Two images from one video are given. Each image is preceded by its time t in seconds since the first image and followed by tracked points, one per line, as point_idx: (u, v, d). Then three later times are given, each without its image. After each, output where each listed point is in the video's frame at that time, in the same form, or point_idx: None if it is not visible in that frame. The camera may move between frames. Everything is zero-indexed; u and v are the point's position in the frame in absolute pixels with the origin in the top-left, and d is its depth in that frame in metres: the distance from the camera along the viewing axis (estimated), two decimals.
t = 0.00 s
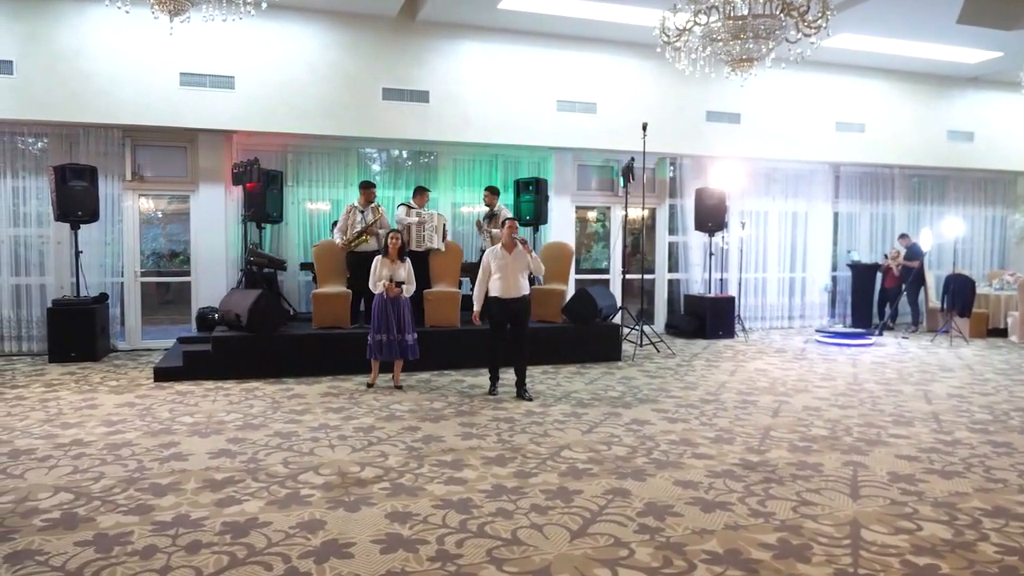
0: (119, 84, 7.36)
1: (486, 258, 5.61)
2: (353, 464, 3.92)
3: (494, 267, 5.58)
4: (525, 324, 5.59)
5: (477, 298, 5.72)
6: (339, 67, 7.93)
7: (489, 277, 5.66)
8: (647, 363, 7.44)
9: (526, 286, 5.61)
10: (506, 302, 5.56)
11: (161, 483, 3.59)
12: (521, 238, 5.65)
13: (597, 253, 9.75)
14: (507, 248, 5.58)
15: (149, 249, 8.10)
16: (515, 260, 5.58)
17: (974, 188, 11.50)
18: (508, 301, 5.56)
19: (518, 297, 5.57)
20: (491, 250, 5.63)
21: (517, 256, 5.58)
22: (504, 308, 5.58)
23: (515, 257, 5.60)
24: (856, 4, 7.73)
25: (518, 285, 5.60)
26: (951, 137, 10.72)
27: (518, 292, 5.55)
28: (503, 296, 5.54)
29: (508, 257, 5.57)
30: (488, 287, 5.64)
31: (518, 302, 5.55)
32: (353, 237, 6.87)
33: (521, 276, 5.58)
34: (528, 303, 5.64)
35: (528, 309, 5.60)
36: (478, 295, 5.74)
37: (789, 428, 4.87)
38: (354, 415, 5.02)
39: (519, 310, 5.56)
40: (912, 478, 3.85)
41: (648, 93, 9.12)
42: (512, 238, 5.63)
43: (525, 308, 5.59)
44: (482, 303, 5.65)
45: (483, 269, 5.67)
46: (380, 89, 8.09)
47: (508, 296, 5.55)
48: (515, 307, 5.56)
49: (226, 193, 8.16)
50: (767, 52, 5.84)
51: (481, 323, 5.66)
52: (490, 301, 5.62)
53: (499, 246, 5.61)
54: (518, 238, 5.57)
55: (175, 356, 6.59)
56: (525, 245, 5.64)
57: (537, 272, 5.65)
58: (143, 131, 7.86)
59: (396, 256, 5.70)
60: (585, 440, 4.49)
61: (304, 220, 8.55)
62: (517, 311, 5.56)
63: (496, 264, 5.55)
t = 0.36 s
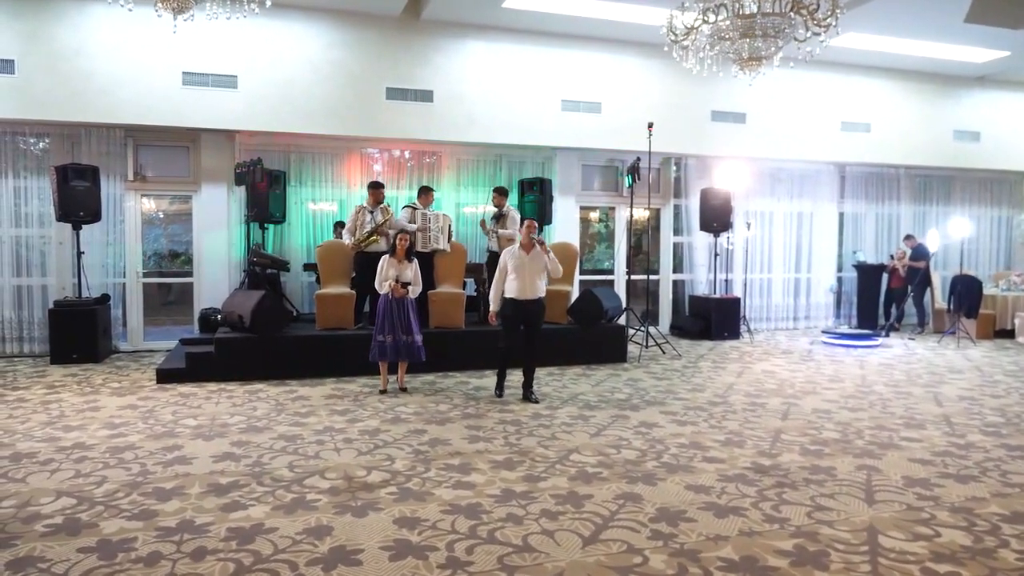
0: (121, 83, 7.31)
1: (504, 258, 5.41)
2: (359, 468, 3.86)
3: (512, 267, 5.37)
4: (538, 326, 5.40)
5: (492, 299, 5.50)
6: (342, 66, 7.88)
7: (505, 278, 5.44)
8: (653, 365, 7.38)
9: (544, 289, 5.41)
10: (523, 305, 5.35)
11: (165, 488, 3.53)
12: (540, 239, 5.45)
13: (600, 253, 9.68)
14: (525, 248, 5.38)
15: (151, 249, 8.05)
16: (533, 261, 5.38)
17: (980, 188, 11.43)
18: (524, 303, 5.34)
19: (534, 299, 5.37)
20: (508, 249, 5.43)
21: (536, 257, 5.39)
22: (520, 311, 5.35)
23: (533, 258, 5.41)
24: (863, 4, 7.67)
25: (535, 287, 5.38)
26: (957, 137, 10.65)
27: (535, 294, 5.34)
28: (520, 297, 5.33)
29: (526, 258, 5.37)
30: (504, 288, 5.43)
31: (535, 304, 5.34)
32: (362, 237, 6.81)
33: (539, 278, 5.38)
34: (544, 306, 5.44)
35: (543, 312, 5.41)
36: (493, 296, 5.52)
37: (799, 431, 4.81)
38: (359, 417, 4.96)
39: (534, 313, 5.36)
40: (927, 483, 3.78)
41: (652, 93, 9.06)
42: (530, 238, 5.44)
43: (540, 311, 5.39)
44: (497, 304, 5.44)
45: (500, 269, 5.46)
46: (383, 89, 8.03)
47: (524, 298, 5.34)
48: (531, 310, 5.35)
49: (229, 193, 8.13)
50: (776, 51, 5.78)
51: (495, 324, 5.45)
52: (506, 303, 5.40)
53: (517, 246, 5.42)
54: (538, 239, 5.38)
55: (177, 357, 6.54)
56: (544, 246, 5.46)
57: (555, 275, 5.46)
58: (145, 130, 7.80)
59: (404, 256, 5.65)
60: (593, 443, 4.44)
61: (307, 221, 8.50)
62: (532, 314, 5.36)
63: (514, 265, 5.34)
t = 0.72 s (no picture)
0: (120, 82, 7.24)
1: (511, 257, 5.28)
2: (360, 472, 3.78)
3: (520, 266, 5.24)
4: (544, 327, 5.32)
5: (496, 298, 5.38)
6: (342, 64, 7.80)
7: (511, 276, 5.31)
8: (656, 365, 7.30)
9: (551, 289, 5.31)
10: (530, 305, 5.24)
11: (162, 493, 3.45)
12: (548, 238, 5.34)
13: (602, 253, 9.61)
14: (533, 248, 5.27)
15: (150, 249, 7.97)
16: (542, 261, 5.26)
17: (986, 187, 11.35)
18: (531, 304, 5.23)
19: (542, 299, 5.27)
20: (516, 248, 5.30)
21: (544, 256, 5.27)
22: (527, 311, 5.24)
23: (542, 258, 5.29)
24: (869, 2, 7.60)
25: (543, 287, 5.28)
26: (962, 136, 10.57)
27: (543, 294, 5.24)
28: (527, 298, 5.22)
29: (535, 257, 5.25)
30: (510, 287, 5.30)
31: (542, 304, 5.25)
32: (368, 236, 6.75)
33: (547, 278, 5.27)
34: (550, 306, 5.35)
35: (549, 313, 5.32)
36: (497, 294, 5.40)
37: (807, 433, 4.73)
38: (360, 420, 4.88)
39: (541, 313, 5.27)
40: (940, 487, 3.70)
41: (655, 92, 8.99)
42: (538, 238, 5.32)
43: (547, 312, 5.30)
44: (502, 303, 5.32)
45: (506, 267, 5.32)
46: (384, 87, 7.96)
47: (532, 298, 5.23)
48: (537, 311, 5.25)
49: (228, 193, 8.06)
50: (783, 47, 5.69)
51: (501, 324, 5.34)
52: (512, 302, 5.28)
53: (525, 245, 5.29)
54: (547, 239, 5.26)
55: (176, 359, 6.46)
56: (552, 246, 5.34)
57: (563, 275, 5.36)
58: (144, 130, 7.73)
59: (404, 255, 5.58)
60: (598, 446, 4.36)
61: (307, 221, 8.44)
62: (538, 314, 5.26)
63: (523, 264, 5.21)
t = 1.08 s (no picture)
0: (115, 80, 7.14)
1: (511, 259, 5.13)
2: (356, 478, 3.68)
3: (521, 269, 5.10)
4: (546, 330, 5.17)
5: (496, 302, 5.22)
6: (341, 61, 7.70)
7: (512, 278, 5.17)
8: (659, 367, 7.19)
9: (552, 291, 5.18)
10: (532, 309, 5.09)
11: (152, 501, 3.34)
12: (547, 239, 5.22)
13: (604, 253, 9.51)
14: (533, 248, 5.14)
15: (149, 249, 7.88)
16: (543, 262, 5.14)
17: (991, 186, 11.23)
18: (533, 307, 5.09)
19: (543, 302, 5.13)
20: (515, 249, 5.16)
21: (545, 258, 5.15)
22: (528, 315, 5.09)
23: (543, 258, 5.16)
24: None
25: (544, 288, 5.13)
26: (967, 134, 10.45)
27: (545, 297, 5.11)
28: (529, 301, 5.07)
29: (536, 259, 5.12)
30: (511, 291, 5.15)
31: (544, 306, 5.11)
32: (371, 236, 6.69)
33: (548, 280, 5.14)
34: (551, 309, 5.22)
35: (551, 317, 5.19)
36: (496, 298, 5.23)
37: (815, 437, 4.63)
38: (357, 423, 4.78)
39: (543, 317, 5.13)
40: (954, 494, 3.60)
41: (658, 90, 8.88)
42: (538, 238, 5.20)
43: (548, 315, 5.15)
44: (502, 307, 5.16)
45: (505, 271, 5.17)
46: (383, 85, 7.86)
47: (534, 302, 5.08)
48: (540, 314, 5.11)
49: (226, 193, 7.94)
50: (789, 43, 5.58)
51: (502, 329, 5.19)
52: (513, 306, 5.13)
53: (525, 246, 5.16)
54: (547, 239, 5.14)
55: (171, 361, 6.36)
56: (553, 246, 5.23)
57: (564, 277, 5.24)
58: (140, 128, 7.62)
59: (401, 255, 5.46)
60: (601, 451, 4.25)
61: (306, 221, 8.34)
62: (540, 318, 5.12)
63: (524, 267, 5.07)
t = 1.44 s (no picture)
0: (110, 77, 7.04)
1: (505, 260, 5.05)
2: (351, 486, 3.57)
3: (516, 269, 5.02)
4: (547, 333, 5.04)
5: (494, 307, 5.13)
6: (339, 59, 7.60)
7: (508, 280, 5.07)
8: (661, 369, 7.09)
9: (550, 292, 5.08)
10: (532, 311, 4.98)
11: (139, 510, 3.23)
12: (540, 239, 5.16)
13: (605, 253, 9.41)
14: (527, 248, 5.07)
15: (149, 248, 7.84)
16: (538, 261, 5.06)
17: (996, 186, 11.12)
18: (532, 309, 4.98)
19: (542, 303, 5.01)
20: (508, 251, 5.09)
21: (541, 257, 5.08)
22: (527, 317, 4.98)
23: (538, 258, 5.08)
24: None
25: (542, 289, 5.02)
26: (972, 133, 10.34)
27: (544, 298, 5.00)
28: (528, 302, 4.97)
29: (531, 258, 5.05)
30: (507, 294, 5.05)
31: (542, 307, 5.00)
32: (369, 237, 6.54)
33: (545, 279, 5.05)
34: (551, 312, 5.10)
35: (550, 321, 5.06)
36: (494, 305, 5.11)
37: (822, 443, 4.53)
38: (354, 429, 4.67)
39: (542, 320, 5.01)
40: (967, 502, 3.50)
41: (660, 88, 8.77)
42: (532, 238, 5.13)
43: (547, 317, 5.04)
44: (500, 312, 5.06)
45: (499, 274, 5.06)
46: (382, 84, 7.75)
47: (533, 303, 4.98)
48: (539, 317, 4.99)
49: (223, 192, 7.83)
50: (794, 40, 5.47)
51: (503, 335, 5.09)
52: (512, 309, 5.03)
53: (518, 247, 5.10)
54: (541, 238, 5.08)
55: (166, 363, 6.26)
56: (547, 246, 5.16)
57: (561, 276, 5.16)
58: (135, 127, 7.52)
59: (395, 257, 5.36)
60: (603, 457, 4.15)
61: (304, 221, 8.24)
62: (539, 321, 5.00)
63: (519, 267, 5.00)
